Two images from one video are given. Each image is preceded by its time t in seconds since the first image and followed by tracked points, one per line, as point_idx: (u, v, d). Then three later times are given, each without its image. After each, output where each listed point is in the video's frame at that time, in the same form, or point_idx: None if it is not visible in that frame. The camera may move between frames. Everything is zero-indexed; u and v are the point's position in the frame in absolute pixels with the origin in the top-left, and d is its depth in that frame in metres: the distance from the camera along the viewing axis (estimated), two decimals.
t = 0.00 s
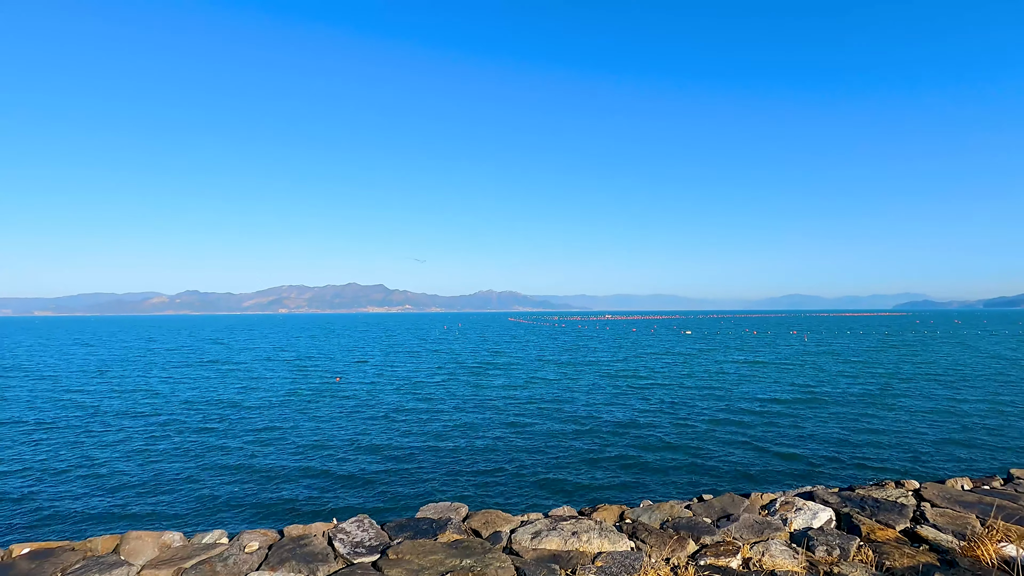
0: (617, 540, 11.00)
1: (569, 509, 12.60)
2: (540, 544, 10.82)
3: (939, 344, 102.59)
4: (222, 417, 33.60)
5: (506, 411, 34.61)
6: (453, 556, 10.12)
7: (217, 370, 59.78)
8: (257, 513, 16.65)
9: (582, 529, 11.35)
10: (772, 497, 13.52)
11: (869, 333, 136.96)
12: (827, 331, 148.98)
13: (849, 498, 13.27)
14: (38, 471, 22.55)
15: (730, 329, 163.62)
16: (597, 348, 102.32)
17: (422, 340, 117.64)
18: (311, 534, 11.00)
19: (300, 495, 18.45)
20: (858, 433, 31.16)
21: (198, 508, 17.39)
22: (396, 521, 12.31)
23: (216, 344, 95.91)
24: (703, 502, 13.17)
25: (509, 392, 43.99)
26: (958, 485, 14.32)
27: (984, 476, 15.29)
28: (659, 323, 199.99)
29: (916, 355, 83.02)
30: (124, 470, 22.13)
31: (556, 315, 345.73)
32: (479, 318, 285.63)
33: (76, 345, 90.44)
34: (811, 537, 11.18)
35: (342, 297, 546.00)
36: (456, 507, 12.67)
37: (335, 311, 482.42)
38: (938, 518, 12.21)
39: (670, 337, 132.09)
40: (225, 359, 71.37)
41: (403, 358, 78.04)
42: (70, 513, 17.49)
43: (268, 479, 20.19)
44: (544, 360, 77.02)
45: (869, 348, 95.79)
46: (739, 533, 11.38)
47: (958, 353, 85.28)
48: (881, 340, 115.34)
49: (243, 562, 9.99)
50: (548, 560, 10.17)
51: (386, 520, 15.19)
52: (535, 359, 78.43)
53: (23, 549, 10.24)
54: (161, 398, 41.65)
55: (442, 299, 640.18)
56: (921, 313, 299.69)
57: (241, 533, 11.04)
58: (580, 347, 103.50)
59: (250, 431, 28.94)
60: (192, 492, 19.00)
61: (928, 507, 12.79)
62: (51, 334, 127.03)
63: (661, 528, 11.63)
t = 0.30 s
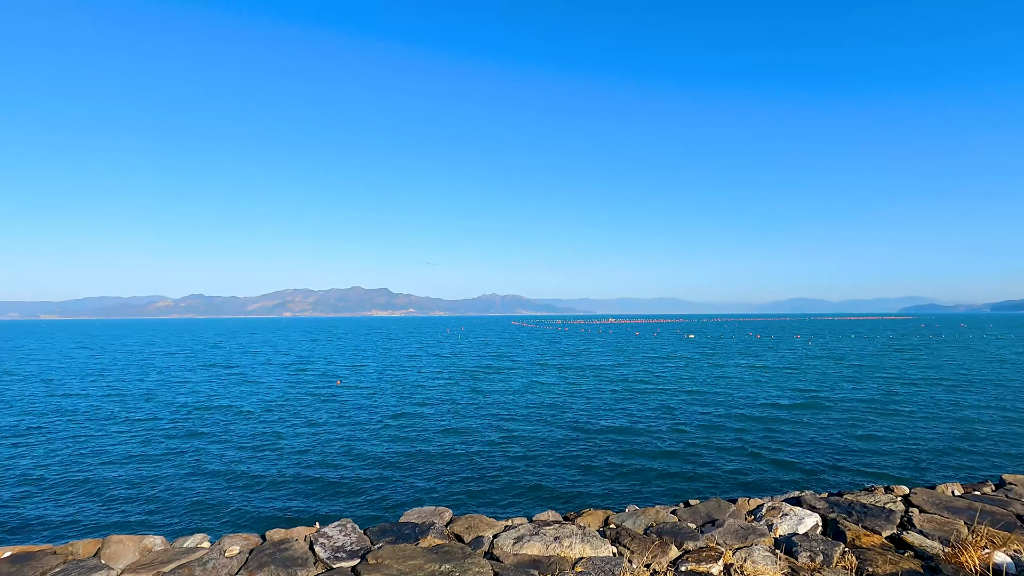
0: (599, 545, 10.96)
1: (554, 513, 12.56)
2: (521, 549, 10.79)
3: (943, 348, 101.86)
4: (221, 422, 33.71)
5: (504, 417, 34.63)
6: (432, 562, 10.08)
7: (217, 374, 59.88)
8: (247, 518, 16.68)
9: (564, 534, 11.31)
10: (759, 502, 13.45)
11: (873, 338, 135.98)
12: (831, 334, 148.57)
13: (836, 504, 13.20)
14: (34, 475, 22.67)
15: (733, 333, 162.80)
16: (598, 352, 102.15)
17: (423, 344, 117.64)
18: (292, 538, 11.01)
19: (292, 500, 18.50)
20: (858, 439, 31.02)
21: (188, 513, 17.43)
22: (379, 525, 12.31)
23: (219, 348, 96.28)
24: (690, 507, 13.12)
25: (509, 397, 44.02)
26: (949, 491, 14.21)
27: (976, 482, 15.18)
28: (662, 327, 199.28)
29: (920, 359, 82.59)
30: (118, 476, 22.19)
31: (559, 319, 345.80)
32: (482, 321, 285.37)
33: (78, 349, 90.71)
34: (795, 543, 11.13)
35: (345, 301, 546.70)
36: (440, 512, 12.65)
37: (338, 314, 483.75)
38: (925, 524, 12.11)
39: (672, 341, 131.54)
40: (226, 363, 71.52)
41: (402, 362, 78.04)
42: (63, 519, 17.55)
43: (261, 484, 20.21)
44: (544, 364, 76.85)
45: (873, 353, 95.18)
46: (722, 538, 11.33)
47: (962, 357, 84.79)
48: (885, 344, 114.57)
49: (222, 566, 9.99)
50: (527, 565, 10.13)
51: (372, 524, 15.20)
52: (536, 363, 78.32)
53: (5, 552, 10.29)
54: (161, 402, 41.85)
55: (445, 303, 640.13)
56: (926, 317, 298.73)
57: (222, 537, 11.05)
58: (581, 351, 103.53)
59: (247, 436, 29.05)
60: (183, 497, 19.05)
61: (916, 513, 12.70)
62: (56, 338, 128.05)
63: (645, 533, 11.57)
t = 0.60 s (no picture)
0: (587, 551, 10.88)
1: (544, 518, 12.49)
2: (508, 554, 10.73)
3: (952, 352, 100.82)
4: (223, 426, 33.93)
5: (506, 421, 34.57)
6: (417, 567, 10.04)
7: (221, 377, 60.19)
8: (239, 524, 16.66)
9: (552, 540, 11.23)
10: (752, 508, 13.32)
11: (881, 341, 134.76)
12: (839, 338, 147.54)
13: (830, 510, 13.05)
14: (36, 479, 22.91)
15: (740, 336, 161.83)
16: (602, 355, 101.91)
17: (428, 347, 117.76)
18: (279, 542, 10.99)
19: (285, 508, 18.42)
20: (861, 445, 30.78)
21: (183, 519, 17.51)
22: (369, 530, 12.29)
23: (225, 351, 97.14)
24: (681, 513, 13.03)
25: (511, 401, 44.06)
26: (945, 498, 14.02)
27: (974, 488, 14.99)
28: (668, 330, 198.64)
29: (929, 363, 81.74)
30: (117, 480, 22.33)
31: (566, 322, 345.03)
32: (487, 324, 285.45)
33: (86, 351, 91.50)
34: (786, 549, 11.01)
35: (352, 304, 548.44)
36: (429, 517, 12.59)
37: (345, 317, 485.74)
38: (919, 531, 11.95)
39: (678, 344, 130.89)
40: (231, 366, 71.93)
41: (406, 365, 78.14)
42: (60, 524, 17.72)
43: (258, 489, 20.27)
44: (548, 367, 76.81)
45: (880, 357, 94.36)
46: (712, 545, 11.24)
47: (971, 361, 83.94)
48: (892, 348, 113.54)
49: (207, 570, 10.00)
50: (513, 571, 10.10)
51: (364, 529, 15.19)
52: (540, 366, 78.24)
53: None
54: (166, 405, 42.25)
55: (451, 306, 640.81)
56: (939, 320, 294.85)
57: (210, 541, 11.05)
58: (586, 354, 103.46)
59: (247, 441, 29.17)
60: (180, 503, 19.13)
61: (911, 519, 12.53)
62: (66, 340, 130.59)
63: (634, 539, 11.49)
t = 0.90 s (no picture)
0: (577, 558, 10.71)
1: (536, 525, 12.33)
2: (496, 560, 10.60)
3: (966, 357, 99.20)
4: (229, 429, 34.14)
5: (510, 424, 34.48)
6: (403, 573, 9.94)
7: (229, 380, 60.56)
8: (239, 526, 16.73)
9: (541, 546, 11.07)
10: (748, 514, 13.09)
11: (894, 345, 133.21)
12: (852, 342, 145.68)
13: (827, 517, 12.79)
14: (42, 481, 23.17)
15: (750, 340, 160.41)
16: (610, 359, 101.49)
17: (436, 350, 117.98)
18: (266, 547, 10.94)
19: (285, 512, 18.46)
20: (871, 452, 30.29)
21: (181, 523, 17.55)
22: (359, 534, 12.22)
23: (234, 354, 97.94)
24: (675, 519, 12.83)
25: (517, 405, 43.94)
26: (949, 506, 13.69)
27: (979, 496, 14.64)
28: (677, 334, 197.87)
29: (944, 368, 80.48)
30: (118, 483, 22.47)
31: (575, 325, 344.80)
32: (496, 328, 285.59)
33: (98, 355, 92.41)
34: (780, 558, 10.77)
35: (361, 307, 550.97)
36: (420, 521, 12.50)
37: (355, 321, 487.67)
38: (919, 540, 11.65)
39: (687, 348, 130.01)
40: (239, 369, 72.36)
41: (413, 368, 78.14)
42: (61, 527, 17.87)
43: (257, 493, 20.31)
44: (554, 371, 76.58)
45: (893, 361, 93.16)
46: (704, 553, 11.03)
47: (985, 366, 82.56)
48: (905, 352, 112.08)
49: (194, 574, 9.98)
50: None
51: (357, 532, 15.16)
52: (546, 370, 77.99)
53: None
54: (174, 407, 42.63)
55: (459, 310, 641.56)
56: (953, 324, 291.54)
57: (197, 545, 11.02)
58: (595, 358, 103.05)
59: (252, 444, 29.31)
60: (178, 507, 19.18)
61: (911, 528, 12.23)
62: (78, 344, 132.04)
63: (625, 546, 11.31)
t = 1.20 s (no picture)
0: (562, 563, 10.64)
1: (523, 530, 12.27)
2: (480, 565, 10.54)
3: (975, 361, 98.02)
4: (231, 430, 34.31)
5: (511, 427, 34.39)
6: None
7: (233, 382, 60.77)
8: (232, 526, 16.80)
9: (527, 551, 11.01)
10: (739, 520, 12.96)
11: (902, 348, 131.91)
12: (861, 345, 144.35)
13: (818, 523, 12.64)
14: (43, 483, 23.37)
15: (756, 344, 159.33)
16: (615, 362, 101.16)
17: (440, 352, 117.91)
18: (251, 550, 10.93)
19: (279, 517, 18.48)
20: (876, 458, 29.97)
21: (176, 526, 17.61)
22: (347, 538, 12.20)
23: (240, 356, 98.47)
24: (664, 525, 12.73)
25: (519, 407, 43.98)
26: (943, 512, 13.51)
27: (976, 503, 14.42)
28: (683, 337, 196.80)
29: (953, 372, 79.58)
30: (117, 485, 22.59)
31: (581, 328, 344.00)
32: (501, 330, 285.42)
33: (105, 356, 93.03)
34: (767, 565, 10.65)
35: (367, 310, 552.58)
36: (407, 525, 12.48)
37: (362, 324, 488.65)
38: (910, 547, 11.47)
39: (692, 351, 129.43)
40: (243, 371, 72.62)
41: (416, 371, 78.12)
42: (58, 529, 18.02)
43: (253, 496, 20.37)
44: (558, 374, 76.36)
45: (901, 365, 92.22)
46: (692, 559, 10.92)
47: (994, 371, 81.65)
48: (913, 356, 110.90)
49: None
50: None
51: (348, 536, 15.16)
52: (549, 373, 77.79)
53: None
54: (178, 409, 42.93)
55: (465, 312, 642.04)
56: (967, 329, 287.95)
57: (183, 548, 11.05)
58: (600, 361, 102.86)
59: (253, 446, 29.43)
60: (174, 510, 19.25)
61: (903, 535, 12.06)
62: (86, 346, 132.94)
63: (611, 551, 11.23)
